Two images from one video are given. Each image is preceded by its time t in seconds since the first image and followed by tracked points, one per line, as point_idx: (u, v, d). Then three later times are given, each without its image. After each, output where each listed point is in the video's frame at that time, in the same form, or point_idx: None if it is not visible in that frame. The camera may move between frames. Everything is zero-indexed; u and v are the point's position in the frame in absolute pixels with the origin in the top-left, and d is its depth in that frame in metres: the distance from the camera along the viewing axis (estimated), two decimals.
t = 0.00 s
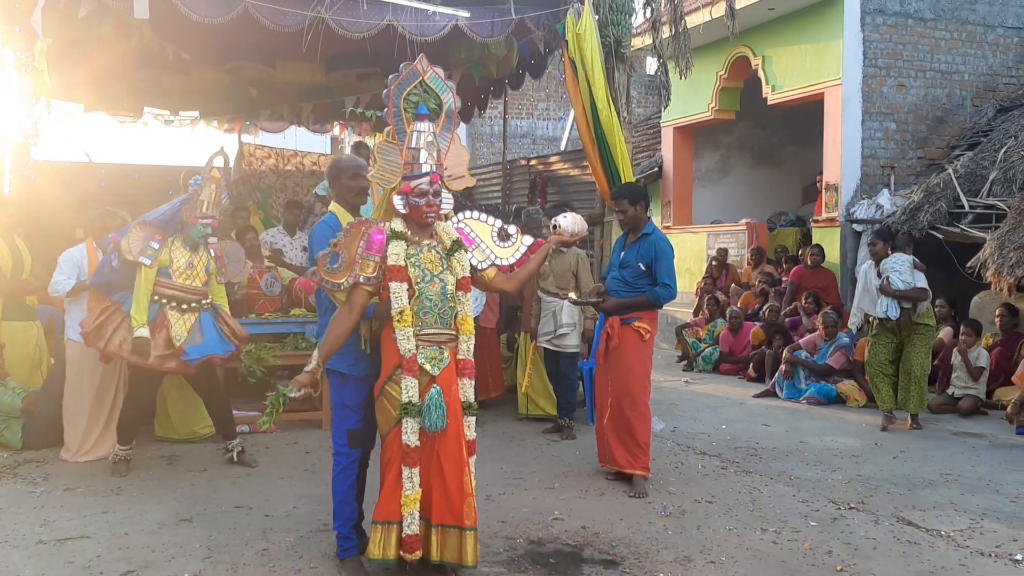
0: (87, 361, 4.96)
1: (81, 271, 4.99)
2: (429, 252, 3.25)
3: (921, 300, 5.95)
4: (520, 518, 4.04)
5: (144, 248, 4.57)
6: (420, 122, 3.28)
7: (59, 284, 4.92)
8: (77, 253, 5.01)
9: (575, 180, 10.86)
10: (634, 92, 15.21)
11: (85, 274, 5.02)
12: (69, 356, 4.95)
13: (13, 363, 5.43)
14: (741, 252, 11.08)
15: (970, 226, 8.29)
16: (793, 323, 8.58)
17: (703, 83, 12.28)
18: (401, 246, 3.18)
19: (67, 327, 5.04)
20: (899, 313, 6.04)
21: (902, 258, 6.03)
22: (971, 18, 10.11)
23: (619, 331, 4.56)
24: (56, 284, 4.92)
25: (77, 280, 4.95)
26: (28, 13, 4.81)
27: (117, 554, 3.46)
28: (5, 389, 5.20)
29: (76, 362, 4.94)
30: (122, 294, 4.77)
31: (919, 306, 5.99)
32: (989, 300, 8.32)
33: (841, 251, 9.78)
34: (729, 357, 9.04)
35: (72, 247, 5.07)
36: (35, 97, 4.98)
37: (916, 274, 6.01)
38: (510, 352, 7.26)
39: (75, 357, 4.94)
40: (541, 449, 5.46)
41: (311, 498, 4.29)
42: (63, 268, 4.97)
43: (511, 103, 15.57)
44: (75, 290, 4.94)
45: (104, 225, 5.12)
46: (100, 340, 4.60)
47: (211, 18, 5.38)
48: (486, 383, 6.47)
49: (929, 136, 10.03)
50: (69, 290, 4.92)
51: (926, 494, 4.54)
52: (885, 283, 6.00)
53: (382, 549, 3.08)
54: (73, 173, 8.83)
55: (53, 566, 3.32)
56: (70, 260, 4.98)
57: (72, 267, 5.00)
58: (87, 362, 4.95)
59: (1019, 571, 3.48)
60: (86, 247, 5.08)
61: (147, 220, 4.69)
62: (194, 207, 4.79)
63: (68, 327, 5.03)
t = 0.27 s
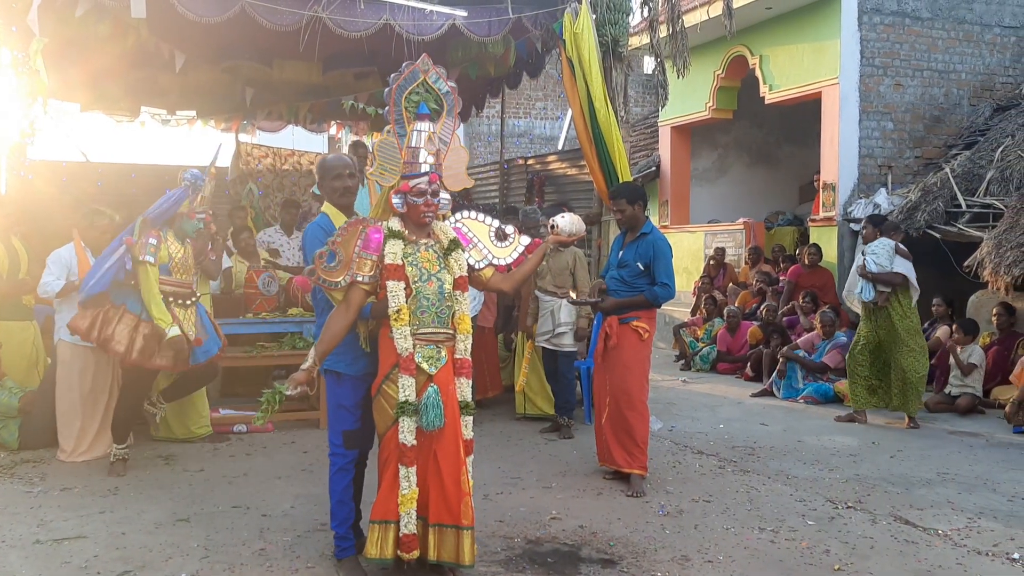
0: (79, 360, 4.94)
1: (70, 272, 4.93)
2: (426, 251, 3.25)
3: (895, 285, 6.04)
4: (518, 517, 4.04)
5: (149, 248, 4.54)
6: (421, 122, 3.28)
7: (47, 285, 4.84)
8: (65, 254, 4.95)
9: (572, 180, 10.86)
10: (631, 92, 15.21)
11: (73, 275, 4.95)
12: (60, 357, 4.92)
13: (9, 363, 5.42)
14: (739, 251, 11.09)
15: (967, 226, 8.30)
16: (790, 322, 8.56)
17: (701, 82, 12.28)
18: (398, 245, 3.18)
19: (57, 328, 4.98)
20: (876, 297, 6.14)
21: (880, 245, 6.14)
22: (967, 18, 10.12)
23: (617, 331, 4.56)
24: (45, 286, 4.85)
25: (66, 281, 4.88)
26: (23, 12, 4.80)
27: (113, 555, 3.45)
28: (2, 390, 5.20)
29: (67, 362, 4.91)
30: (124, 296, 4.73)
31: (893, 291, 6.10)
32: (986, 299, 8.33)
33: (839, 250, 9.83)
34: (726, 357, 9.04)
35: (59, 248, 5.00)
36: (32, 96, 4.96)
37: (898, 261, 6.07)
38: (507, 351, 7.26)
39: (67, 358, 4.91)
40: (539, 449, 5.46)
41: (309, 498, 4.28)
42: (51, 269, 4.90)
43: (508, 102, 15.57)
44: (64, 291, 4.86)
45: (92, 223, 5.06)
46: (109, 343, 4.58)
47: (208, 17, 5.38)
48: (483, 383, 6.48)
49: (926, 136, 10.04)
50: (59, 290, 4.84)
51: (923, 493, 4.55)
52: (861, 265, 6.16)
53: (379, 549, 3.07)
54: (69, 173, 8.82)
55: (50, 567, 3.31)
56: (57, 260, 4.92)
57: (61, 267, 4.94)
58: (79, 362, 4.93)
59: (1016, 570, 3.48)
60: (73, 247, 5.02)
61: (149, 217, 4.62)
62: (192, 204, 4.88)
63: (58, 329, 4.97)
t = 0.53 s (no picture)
0: (74, 361, 4.91)
1: (63, 274, 4.89)
2: (425, 251, 3.25)
3: (860, 284, 6.06)
4: (518, 517, 4.04)
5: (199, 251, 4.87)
6: (419, 122, 3.29)
7: (40, 288, 4.79)
8: (56, 255, 4.91)
9: (571, 179, 10.86)
10: (630, 91, 15.22)
11: (65, 277, 4.91)
12: (55, 358, 4.90)
13: (8, 363, 5.39)
14: (738, 251, 11.10)
15: (966, 225, 8.31)
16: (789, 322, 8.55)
17: (700, 82, 12.29)
18: (398, 244, 3.17)
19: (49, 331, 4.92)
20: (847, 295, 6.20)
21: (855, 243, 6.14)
22: (966, 17, 10.12)
23: (617, 330, 4.56)
24: (38, 288, 4.79)
25: (59, 283, 4.83)
26: (22, 12, 4.79)
27: (113, 555, 3.45)
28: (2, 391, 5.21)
29: (63, 363, 4.89)
30: (163, 303, 4.86)
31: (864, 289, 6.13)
32: (986, 298, 8.34)
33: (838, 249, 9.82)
34: (725, 356, 9.04)
35: (48, 249, 4.95)
36: (31, 96, 4.96)
37: (869, 260, 6.04)
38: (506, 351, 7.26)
39: (62, 359, 4.89)
40: (538, 448, 5.46)
41: (308, 498, 4.28)
42: (42, 271, 4.85)
43: (507, 102, 15.57)
44: (57, 294, 4.81)
45: (81, 223, 5.04)
46: (159, 351, 4.68)
47: (207, 17, 5.38)
48: (483, 383, 6.48)
49: (925, 135, 10.04)
50: (53, 293, 4.80)
51: (922, 493, 4.56)
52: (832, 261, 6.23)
53: (380, 548, 3.07)
54: (68, 173, 8.81)
55: (49, 567, 3.31)
56: (48, 263, 4.88)
57: (52, 269, 4.90)
58: (74, 363, 4.91)
59: (1016, 569, 3.48)
60: (63, 248, 4.98)
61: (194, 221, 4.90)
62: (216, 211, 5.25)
63: (50, 332, 4.91)
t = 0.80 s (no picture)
0: (72, 362, 4.92)
1: (59, 274, 4.92)
2: (425, 250, 3.24)
3: (835, 283, 6.15)
4: (517, 516, 4.04)
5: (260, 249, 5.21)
6: (415, 121, 3.28)
7: (37, 288, 4.80)
8: (52, 255, 4.93)
9: (571, 179, 10.85)
10: (629, 91, 15.22)
11: (61, 277, 4.94)
12: (53, 358, 4.90)
13: (8, 362, 5.35)
14: (738, 250, 11.10)
15: (965, 224, 8.31)
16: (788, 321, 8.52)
17: (699, 81, 12.29)
18: (398, 243, 3.17)
19: (45, 332, 4.91)
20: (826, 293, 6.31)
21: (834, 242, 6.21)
22: (966, 16, 10.12)
23: (618, 329, 4.56)
24: (34, 289, 4.80)
25: (56, 283, 4.85)
26: (21, 12, 4.79)
27: (112, 555, 3.45)
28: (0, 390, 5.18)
29: (61, 364, 4.89)
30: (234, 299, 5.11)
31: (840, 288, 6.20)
32: (985, 297, 8.33)
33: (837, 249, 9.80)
34: (725, 355, 9.05)
35: (43, 250, 4.97)
36: (30, 96, 4.96)
37: (844, 260, 6.09)
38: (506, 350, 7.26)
39: (60, 359, 4.88)
40: (538, 447, 5.46)
41: (308, 497, 4.28)
42: (38, 272, 4.86)
43: (506, 101, 15.57)
44: (55, 294, 4.82)
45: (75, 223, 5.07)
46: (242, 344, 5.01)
47: (207, 17, 5.38)
48: (483, 382, 6.49)
49: (924, 134, 10.04)
50: (50, 293, 4.80)
51: (922, 492, 4.56)
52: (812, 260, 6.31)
53: (381, 547, 3.07)
54: (68, 172, 8.81)
55: (48, 567, 3.31)
56: (44, 263, 4.89)
57: (48, 270, 4.91)
58: (73, 364, 4.91)
59: (1015, 568, 3.48)
60: (58, 249, 5.01)
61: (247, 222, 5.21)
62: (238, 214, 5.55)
63: (47, 333, 4.90)
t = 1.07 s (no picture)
0: (73, 362, 4.93)
1: (60, 274, 4.93)
2: (424, 249, 3.24)
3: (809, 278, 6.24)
4: (516, 516, 4.03)
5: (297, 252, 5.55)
6: (415, 121, 3.29)
7: (38, 288, 4.81)
8: (52, 255, 4.94)
9: (570, 178, 10.85)
10: (628, 90, 15.22)
11: (61, 277, 4.95)
12: (53, 359, 4.90)
13: (4, 364, 5.33)
14: (737, 249, 11.10)
15: (964, 223, 8.32)
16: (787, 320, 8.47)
17: (698, 80, 12.29)
18: (397, 243, 3.17)
19: (45, 332, 4.92)
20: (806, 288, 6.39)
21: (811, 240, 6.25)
22: (964, 16, 10.12)
23: (618, 329, 4.56)
24: (35, 289, 4.82)
25: (57, 283, 4.87)
26: (20, 12, 4.79)
27: (111, 555, 3.44)
28: None
29: (63, 364, 4.91)
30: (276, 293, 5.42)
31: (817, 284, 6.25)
32: (984, 296, 8.34)
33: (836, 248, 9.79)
34: (724, 355, 9.05)
35: (44, 249, 4.98)
36: (29, 96, 4.96)
37: (818, 256, 6.13)
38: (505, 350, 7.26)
39: (61, 359, 4.90)
40: (537, 447, 5.46)
41: (307, 497, 4.28)
42: (39, 272, 4.88)
43: (505, 101, 15.57)
44: (56, 294, 4.84)
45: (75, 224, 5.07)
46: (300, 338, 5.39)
47: (205, 17, 5.38)
48: (482, 382, 6.48)
49: (923, 133, 10.04)
50: (51, 293, 4.82)
51: (920, 491, 4.56)
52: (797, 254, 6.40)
53: (381, 547, 3.07)
54: (67, 172, 8.80)
55: (47, 567, 3.31)
56: (45, 263, 4.90)
57: (48, 270, 4.93)
58: (72, 363, 4.93)
59: (1014, 567, 3.49)
60: (59, 249, 5.02)
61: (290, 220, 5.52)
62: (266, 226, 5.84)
63: (46, 333, 4.91)
